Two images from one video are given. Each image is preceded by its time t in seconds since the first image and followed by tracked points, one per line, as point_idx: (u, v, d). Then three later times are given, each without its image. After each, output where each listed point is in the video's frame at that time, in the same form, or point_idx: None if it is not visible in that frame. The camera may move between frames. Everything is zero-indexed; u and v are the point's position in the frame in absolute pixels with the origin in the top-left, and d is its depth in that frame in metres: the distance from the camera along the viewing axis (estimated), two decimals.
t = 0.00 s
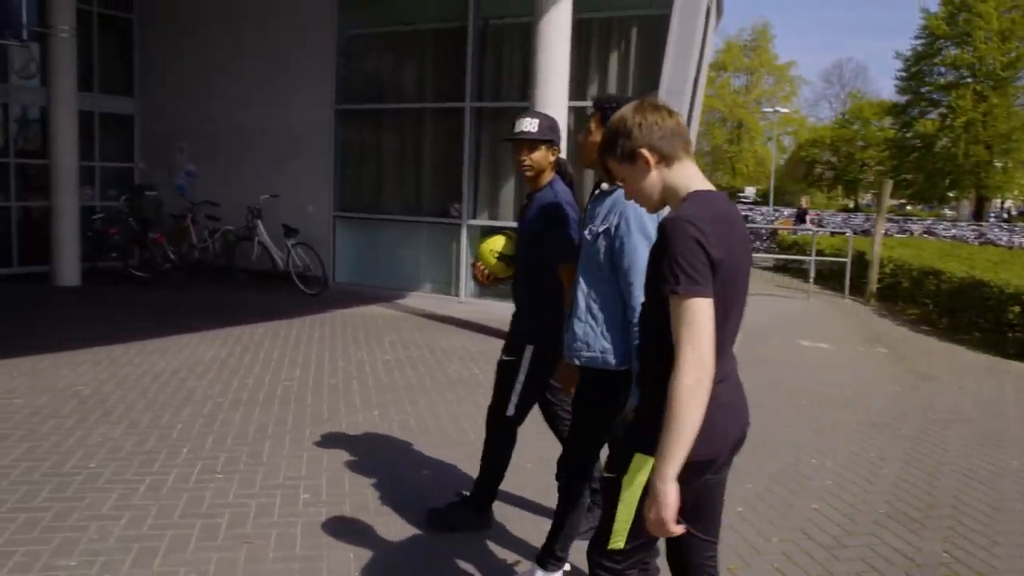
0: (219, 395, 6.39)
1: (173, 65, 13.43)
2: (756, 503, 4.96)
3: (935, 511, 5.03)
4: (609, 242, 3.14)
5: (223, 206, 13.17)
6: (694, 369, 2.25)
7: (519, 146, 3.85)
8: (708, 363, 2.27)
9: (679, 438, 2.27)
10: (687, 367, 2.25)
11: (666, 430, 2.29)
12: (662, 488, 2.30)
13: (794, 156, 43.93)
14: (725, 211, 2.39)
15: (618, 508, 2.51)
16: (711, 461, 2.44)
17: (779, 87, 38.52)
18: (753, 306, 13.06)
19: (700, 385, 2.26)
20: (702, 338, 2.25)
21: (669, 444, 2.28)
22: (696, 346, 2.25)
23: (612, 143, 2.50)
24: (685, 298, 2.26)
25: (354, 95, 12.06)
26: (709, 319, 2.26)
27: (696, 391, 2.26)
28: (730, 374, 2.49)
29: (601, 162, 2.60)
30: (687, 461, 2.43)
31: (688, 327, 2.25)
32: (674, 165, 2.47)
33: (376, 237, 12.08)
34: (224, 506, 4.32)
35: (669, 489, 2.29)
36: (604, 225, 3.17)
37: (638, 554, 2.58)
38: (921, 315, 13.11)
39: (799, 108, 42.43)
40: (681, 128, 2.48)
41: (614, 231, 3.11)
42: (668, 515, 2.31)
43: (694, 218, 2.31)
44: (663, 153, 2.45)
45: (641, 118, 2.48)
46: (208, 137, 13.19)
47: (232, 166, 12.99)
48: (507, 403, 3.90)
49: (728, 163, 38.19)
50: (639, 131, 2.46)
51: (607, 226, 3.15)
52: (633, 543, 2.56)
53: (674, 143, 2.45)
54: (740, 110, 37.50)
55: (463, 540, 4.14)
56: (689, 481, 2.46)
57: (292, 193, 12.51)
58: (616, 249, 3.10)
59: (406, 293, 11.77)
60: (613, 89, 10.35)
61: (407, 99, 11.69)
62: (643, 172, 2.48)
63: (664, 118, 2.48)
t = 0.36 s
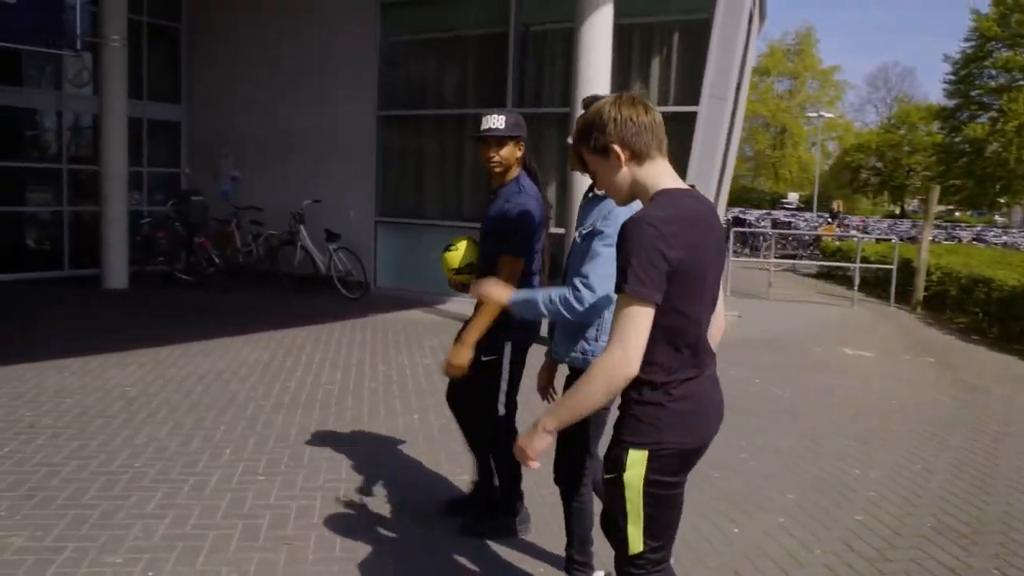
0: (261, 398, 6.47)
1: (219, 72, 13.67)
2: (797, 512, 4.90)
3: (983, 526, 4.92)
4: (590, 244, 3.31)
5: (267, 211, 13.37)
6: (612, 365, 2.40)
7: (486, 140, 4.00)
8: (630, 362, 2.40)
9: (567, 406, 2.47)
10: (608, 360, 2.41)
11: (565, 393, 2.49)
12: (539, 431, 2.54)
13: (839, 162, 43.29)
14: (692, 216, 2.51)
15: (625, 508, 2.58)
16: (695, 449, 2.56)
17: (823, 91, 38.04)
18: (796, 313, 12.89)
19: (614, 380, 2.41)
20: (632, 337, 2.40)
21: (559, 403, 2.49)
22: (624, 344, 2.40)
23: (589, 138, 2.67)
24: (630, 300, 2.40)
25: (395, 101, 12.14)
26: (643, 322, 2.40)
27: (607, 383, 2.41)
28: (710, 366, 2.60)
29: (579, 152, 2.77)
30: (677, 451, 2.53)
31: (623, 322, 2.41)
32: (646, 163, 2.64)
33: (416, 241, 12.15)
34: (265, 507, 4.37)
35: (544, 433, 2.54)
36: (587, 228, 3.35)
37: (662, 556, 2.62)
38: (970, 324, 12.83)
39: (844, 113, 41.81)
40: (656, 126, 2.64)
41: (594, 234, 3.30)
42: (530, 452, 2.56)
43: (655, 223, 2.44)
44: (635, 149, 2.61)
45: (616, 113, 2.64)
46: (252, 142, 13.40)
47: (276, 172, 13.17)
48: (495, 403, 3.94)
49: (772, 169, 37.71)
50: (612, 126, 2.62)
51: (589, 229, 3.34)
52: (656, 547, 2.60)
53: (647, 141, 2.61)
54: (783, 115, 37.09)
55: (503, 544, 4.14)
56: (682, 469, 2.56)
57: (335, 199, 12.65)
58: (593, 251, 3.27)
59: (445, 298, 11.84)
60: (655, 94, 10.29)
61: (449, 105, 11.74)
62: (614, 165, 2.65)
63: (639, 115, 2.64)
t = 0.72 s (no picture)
0: (289, 401, 6.50)
1: (247, 77, 13.79)
2: (828, 518, 4.84)
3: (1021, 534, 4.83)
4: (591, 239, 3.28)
5: (294, 214, 13.46)
6: (634, 365, 2.36)
7: (451, 137, 3.92)
8: (653, 362, 2.36)
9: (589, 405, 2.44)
10: (630, 359, 2.37)
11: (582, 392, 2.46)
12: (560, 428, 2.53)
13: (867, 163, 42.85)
14: (696, 217, 2.50)
15: (641, 503, 2.54)
16: (704, 440, 2.54)
17: (852, 92, 37.69)
18: (825, 316, 12.77)
19: (636, 380, 2.37)
20: (653, 335, 2.36)
21: (578, 402, 2.47)
22: (645, 344, 2.36)
23: (590, 139, 2.64)
24: (649, 298, 2.37)
25: (422, 104, 12.18)
26: (662, 320, 2.37)
27: (628, 383, 2.37)
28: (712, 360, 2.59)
29: (579, 153, 2.75)
30: (688, 443, 2.51)
31: (643, 321, 2.37)
32: (646, 168, 2.61)
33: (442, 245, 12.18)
34: (293, 511, 4.38)
35: (566, 428, 2.52)
36: (588, 224, 3.31)
37: (679, 552, 2.58)
38: (1003, 327, 12.64)
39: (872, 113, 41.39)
40: (656, 134, 2.63)
41: (596, 229, 3.26)
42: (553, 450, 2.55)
43: (667, 222, 2.42)
44: (635, 154, 2.59)
45: (617, 118, 2.63)
46: (281, 145, 13.50)
47: (304, 175, 13.26)
48: (489, 404, 3.96)
49: (799, 170, 37.33)
50: (614, 130, 2.60)
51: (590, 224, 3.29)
52: (674, 542, 2.56)
53: (647, 146, 2.59)
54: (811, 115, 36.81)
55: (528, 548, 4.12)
56: (694, 459, 2.54)
57: (361, 202, 12.71)
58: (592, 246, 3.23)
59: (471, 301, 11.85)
60: (682, 96, 10.25)
61: (475, 108, 11.75)
62: (614, 169, 2.62)
63: (640, 121, 2.63)
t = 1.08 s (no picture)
0: (287, 402, 6.47)
1: (242, 76, 13.74)
2: (830, 518, 4.83)
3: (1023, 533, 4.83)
4: (587, 228, 3.26)
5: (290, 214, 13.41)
6: (709, 312, 2.18)
7: (406, 129, 3.73)
8: (726, 302, 2.19)
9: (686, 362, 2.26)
10: (700, 309, 2.19)
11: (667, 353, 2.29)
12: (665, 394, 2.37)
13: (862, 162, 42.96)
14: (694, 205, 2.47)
15: (641, 494, 2.52)
16: (707, 428, 2.53)
17: (846, 91, 37.76)
18: (822, 314, 12.77)
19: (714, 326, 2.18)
20: (709, 281, 2.19)
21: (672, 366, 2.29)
22: (706, 291, 2.18)
23: (591, 128, 2.64)
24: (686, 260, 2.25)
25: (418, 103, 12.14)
26: (710, 267, 2.22)
27: (708, 331, 2.19)
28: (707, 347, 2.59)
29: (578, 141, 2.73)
30: (692, 432, 2.50)
31: (693, 274, 2.21)
32: (638, 167, 2.58)
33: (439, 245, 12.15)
34: (294, 513, 4.36)
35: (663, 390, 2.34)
36: (583, 214, 3.28)
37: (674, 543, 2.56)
38: (1000, 325, 12.66)
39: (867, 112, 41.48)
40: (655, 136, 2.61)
41: (594, 217, 3.25)
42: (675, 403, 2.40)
43: (673, 202, 2.37)
44: (629, 150, 2.57)
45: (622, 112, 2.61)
46: (277, 145, 13.45)
47: (300, 175, 13.22)
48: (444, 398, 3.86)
49: (794, 169, 37.32)
50: (614, 123, 2.59)
51: (587, 214, 3.27)
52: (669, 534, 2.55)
53: (643, 144, 2.56)
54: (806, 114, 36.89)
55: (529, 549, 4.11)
56: (695, 449, 2.53)
57: (358, 202, 12.67)
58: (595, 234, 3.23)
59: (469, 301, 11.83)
60: (680, 96, 10.24)
61: (472, 107, 11.71)
62: (606, 161, 2.61)
63: (644, 120, 2.61)
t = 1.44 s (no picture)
0: (285, 402, 6.43)
1: (235, 76, 13.68)
2: (832, 515, 4.84)
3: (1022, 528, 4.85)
4: (590, 225, 3.31)
5: (283, 213, 13.36)
6: (739, 283, 2.20)
7: (407, 128, 3.63)
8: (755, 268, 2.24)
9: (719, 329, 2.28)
10: (728, 281, 2.21)
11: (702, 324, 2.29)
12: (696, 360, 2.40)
13: (852, 158, 43.12)
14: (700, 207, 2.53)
15: (658, 493, 2.51)
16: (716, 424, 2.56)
17: (836, 88, 37.90)
18: (815, 311, 12.81)
19: (747, 297, 2.19)
20: (734, 256, 2.22)
21: (703, 335, 2.31)
22: (732, 265, 2.20)
23: (619, 113, 2.63)
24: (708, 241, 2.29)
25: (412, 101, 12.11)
26: (730, 244, 2.26)
27: (740, 302, 2.20)
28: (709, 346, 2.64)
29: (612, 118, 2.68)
30: (704, 428, 2.52)
31: (716, 252, 2.23)
32: (654, 166, 2.57)
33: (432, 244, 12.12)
34: (296, 514, 4.33)
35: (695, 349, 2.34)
36: (587, 209, 3.32)
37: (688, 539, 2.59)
38: (992, 321, 12.71)
39: (857, 108, 41.63)
40: (679, 142, 2.58)
41: (594, 214, 3.31)
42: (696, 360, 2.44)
43: (684, 198, 2.41)
44: (647, 149, 2.56)
45: (656, 104, 2.57)
46: (269, 144, 13.39)
47: (293, 175, 13.17)
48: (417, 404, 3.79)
49: (784, 166, 37.37)
50: (642, 117, 2.57)
51: (592, 209, 3.32)
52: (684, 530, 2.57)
53: (662, 148, 2.54)
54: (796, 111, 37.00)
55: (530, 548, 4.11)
56: (706, 444, 2.56)
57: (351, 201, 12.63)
58: (601, 229, 3.29)
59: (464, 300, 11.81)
60: (675, 94, 10.25)
61: (465, 105, 11.68)
62: (625, 150, 2.61)
63: (672, 122, 2.56)
